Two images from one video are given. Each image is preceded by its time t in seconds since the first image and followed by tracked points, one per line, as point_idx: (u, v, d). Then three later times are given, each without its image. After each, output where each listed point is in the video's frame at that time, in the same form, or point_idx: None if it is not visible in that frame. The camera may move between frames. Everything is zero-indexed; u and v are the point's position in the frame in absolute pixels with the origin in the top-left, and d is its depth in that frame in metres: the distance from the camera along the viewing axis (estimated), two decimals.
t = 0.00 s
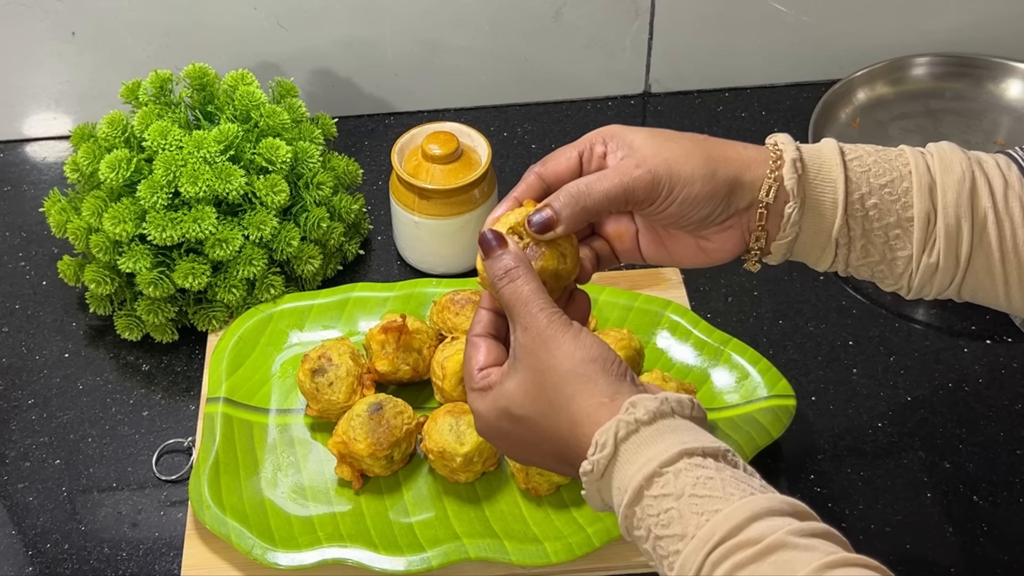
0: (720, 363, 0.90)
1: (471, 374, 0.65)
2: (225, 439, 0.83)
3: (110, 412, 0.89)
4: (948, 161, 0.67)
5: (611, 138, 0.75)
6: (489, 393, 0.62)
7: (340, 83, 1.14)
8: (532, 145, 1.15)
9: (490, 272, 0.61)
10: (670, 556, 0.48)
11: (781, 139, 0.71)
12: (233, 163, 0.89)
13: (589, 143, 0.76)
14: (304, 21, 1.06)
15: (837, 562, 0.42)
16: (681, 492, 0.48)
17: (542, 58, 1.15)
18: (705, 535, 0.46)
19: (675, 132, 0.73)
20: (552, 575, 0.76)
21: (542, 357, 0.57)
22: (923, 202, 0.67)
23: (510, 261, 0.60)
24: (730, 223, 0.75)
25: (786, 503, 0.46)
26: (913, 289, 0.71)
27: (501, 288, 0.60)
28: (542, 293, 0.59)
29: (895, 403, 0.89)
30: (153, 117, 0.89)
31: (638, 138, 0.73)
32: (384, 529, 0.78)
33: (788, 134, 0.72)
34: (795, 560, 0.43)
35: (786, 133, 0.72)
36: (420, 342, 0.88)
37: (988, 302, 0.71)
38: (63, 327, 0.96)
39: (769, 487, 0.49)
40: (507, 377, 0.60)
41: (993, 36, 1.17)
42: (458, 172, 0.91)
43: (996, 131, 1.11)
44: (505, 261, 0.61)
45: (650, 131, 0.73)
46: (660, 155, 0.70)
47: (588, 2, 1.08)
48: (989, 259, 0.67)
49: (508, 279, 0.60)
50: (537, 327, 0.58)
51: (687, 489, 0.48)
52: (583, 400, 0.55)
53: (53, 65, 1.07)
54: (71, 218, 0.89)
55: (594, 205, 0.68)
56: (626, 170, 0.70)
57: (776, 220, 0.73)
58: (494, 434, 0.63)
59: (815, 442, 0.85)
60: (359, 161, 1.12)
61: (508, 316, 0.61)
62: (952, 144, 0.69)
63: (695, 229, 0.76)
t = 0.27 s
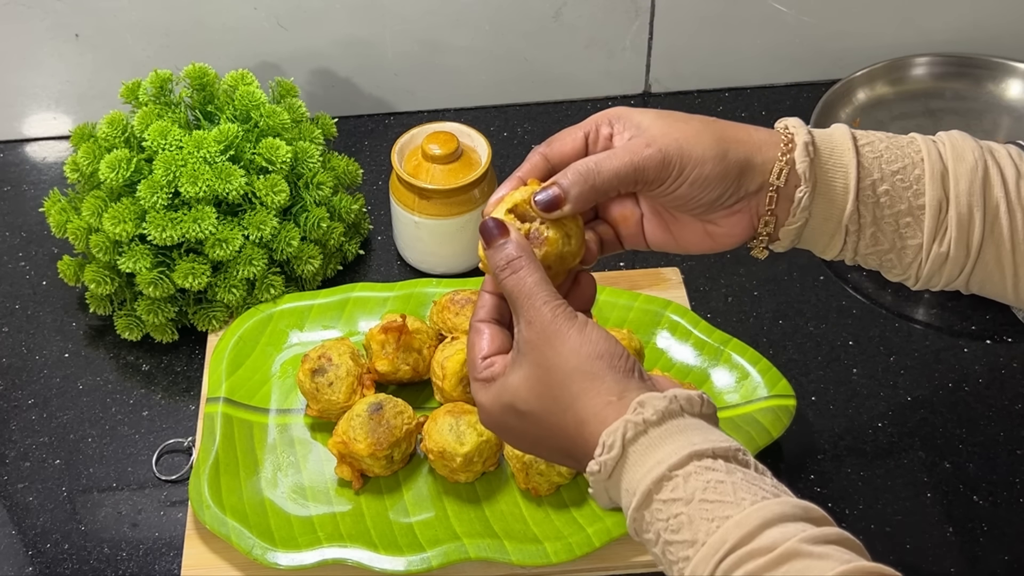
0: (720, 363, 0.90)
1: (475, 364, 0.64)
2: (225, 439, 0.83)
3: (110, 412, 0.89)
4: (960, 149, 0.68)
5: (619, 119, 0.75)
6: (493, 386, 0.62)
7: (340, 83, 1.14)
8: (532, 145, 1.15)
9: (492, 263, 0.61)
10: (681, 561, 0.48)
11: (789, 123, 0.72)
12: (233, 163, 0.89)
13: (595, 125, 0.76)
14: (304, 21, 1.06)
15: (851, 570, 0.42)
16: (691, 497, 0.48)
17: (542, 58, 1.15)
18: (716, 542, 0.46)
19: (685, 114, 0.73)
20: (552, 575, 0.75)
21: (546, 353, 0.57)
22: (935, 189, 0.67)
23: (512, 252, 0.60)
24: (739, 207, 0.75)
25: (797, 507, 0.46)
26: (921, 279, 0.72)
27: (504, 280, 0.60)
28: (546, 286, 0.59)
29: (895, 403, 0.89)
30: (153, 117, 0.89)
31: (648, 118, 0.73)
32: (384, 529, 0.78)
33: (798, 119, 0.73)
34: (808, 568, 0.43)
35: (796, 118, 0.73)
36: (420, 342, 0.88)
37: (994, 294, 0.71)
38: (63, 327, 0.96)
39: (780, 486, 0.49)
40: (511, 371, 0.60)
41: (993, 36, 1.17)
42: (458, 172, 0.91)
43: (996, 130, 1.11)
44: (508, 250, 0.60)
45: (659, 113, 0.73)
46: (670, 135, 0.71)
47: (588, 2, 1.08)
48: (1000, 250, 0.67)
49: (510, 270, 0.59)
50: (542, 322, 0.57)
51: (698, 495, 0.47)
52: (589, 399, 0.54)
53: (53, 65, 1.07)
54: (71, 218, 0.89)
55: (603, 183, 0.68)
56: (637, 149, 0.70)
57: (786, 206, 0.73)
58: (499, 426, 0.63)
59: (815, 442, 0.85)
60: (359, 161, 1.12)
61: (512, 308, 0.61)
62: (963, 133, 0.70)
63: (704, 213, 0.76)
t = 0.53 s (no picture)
0: (720, 363, 0.90)
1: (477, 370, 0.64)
2: (225, 439, 0.83)
3: (111, 412, 0.89)
4: (970, 146, 0.68)
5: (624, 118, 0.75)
6: (494, 394, 0.62)
7: (340, 83, 1.14)
8: (532, 145, 1.15)
9: (490, 273, 0.60)
10: None
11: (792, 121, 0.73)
12: (233, 163, 0.89)
13: (601, 124, 0.77)
14: (304, 21, 1.06)
15: None
16: (695, 518, 0.47)
17: (542, 59, 1.15)
18: (722, 564, 0.45)
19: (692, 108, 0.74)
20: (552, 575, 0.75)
21: (546, 366, 0.56)
22: (945, 185, 0.67)
23: (510, 262, 0.59)
24: (750, 200, 0.75)
25: (805, 525, 0.45)
26: (933, 278, 0.72)
27: (504, 291, 0.59)
28: (544, 297, 0.58)
29: (895, 403, 0.89)
30: (153, 117, 0.89)
31: (655, 112, 0.74)
32: (384, 529, 0.78)
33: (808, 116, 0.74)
34: None
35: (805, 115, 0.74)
36: (420, 342, 0.88)
37: (1003, 294, 0.71)
38: (63, 327, 0.96)
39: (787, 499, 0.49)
40: (513, 381, 0.60)
41: (993, 36, 1.17)
42: (458, 172, 0.91)
43: (996, 130, 1.11)
44: (506, 261, 0.59)
45: (666, 108, 0.74)
46: (680, 125, 0.71)
47: (588, 2, 1.08)
48: (1011, 247, 0.67)
49: (508, 281, 0.59)
50: (540, 334, 0.57)
51: (702, 515, 0.47)
52: (589, 416, 0.54)
53: (53, 65, 1.07)
54: (71, 218, 0.89)
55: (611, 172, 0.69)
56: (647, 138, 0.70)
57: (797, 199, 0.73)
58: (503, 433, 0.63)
59: (815, 442, 0.85)
60: (359, 161, 1.12)
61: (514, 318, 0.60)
62: (972, 132, 0.70)
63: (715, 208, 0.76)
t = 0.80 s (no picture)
0: (720, 363, 0.90)
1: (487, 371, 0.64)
2: (225, 439, 0.83)
3: (110, 412, 0.89)
4: (975, 144, 0.68)
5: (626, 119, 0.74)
6: (504, 396, 0.62)
7: (340, 83, 1.14)
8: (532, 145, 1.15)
9: (500, 275, 0.60)
10: None
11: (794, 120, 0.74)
12: (233, 163, 0.89)
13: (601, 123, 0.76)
14: (304, 21, 1.06)
15: None
16: (708, 529, 0.47)
17: (542, 59, 1.15)
18: None
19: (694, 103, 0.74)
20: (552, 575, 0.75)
21: (556, 371, 0.56)
22: (950, 182, 0.68)
23: (519, 265, 0.58)
24: (757, 194, 0.75)
25: (819, 533, 0.45)
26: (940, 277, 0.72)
27: (514, 294, 0.59)
28: (555, 300, 0.57)
29: (895, 403, 0.89)
30: (153, 117, 0.89)
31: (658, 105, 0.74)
32: (384, 529, 0.78)
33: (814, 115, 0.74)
34: None
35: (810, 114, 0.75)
36: (420, 342, 0.88)
37: (1011, 297, 0.71)
38: (63, 327, 0.96)
39: (802, 504, 0.49)
40: (523, 383, 0.60)
41: (993, 36, 1.17)
42: (458, 172, 0.91)
43: (996, 130, 1.11)
44: (515, 262, 0.59)
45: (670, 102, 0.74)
46: (687, 115, 0.71)
47: (587, 2, 1.08)
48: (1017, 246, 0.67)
49: (518, 284, 0.58)
50: (550, 339, 0.56)
51: (714, 526, 0.47)
52: (600, 422, 0.54)
53: (53, 65, 1.07)
54: (71, 218, 0.89)
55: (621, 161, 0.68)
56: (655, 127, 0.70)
57: (803, 194, 0.73)
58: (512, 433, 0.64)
59: (816, 442, 0.85)
60: (359, 161, 1.12)
61: (523, 319, 0.60)
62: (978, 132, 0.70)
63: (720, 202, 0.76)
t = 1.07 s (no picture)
0: (720, 363, 0.90)
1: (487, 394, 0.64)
2: (225, 439, 0.83)
3: (110, 412, 0.89)
4: (980, 163, 0.69)
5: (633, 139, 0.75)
6: (508, 415, 0.62)
7: (340, 83, 1.14)
8: (532, 145, 1.15)
9: (502, 297, 0.60)
10: None
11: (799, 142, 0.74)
12: (233, 163, 0.89)
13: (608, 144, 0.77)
14: (304, 21, 1.06)
15: None
16: (716, 542, 0.48)
17: (542, 58, 1.15)
18: None
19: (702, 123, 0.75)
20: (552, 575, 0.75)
21: (561, 388, 0.56)
22: (957, 200, 0.68)
23: (522, 285, 0.59)
24: (763, 213, 0.74)
25: (826, 546, 0.46)
26: (951, 299, 0.71)
27: (517, 314, 0.59)
28: (557, 317, 0.58)
29: (895, 403, 0.89)
30: (153, 117, 0.89)
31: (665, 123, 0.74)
32: (384, 529, 0.78)
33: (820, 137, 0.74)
34: None
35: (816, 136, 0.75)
36: (420, 342, 0.88)
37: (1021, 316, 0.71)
38: (63, 327, 0.96)
39: (808, 518, 0.50)
40: (529, 401, 0.60)
41: (993, 36, 1.17)
42: (458, 172, 0.91)
43: (996, 130, 1.11)
44: (518, 284, 0.59)
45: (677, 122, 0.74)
46: (692, 132, 0.72)
47: (587, 2, 1.08)
48: None
49: (521, 304, 0.59)
50: (554, 357, 0.56)
51: (721, 539, 0.48)
52: (607, 438, 0.54)
53: (53, 65, 1.07)
54: (71, 218, 0.89)
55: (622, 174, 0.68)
56: (660, 141, 0.71)
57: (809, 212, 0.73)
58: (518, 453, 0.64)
59: (816, 442, 0.85)
60: (359, 161, 1.12)
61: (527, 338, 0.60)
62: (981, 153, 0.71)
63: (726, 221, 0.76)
